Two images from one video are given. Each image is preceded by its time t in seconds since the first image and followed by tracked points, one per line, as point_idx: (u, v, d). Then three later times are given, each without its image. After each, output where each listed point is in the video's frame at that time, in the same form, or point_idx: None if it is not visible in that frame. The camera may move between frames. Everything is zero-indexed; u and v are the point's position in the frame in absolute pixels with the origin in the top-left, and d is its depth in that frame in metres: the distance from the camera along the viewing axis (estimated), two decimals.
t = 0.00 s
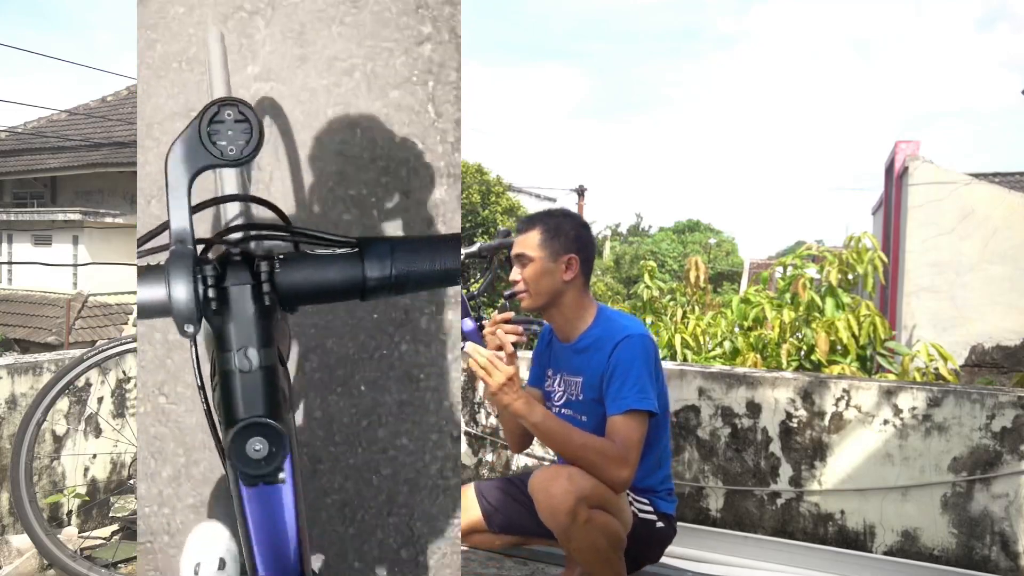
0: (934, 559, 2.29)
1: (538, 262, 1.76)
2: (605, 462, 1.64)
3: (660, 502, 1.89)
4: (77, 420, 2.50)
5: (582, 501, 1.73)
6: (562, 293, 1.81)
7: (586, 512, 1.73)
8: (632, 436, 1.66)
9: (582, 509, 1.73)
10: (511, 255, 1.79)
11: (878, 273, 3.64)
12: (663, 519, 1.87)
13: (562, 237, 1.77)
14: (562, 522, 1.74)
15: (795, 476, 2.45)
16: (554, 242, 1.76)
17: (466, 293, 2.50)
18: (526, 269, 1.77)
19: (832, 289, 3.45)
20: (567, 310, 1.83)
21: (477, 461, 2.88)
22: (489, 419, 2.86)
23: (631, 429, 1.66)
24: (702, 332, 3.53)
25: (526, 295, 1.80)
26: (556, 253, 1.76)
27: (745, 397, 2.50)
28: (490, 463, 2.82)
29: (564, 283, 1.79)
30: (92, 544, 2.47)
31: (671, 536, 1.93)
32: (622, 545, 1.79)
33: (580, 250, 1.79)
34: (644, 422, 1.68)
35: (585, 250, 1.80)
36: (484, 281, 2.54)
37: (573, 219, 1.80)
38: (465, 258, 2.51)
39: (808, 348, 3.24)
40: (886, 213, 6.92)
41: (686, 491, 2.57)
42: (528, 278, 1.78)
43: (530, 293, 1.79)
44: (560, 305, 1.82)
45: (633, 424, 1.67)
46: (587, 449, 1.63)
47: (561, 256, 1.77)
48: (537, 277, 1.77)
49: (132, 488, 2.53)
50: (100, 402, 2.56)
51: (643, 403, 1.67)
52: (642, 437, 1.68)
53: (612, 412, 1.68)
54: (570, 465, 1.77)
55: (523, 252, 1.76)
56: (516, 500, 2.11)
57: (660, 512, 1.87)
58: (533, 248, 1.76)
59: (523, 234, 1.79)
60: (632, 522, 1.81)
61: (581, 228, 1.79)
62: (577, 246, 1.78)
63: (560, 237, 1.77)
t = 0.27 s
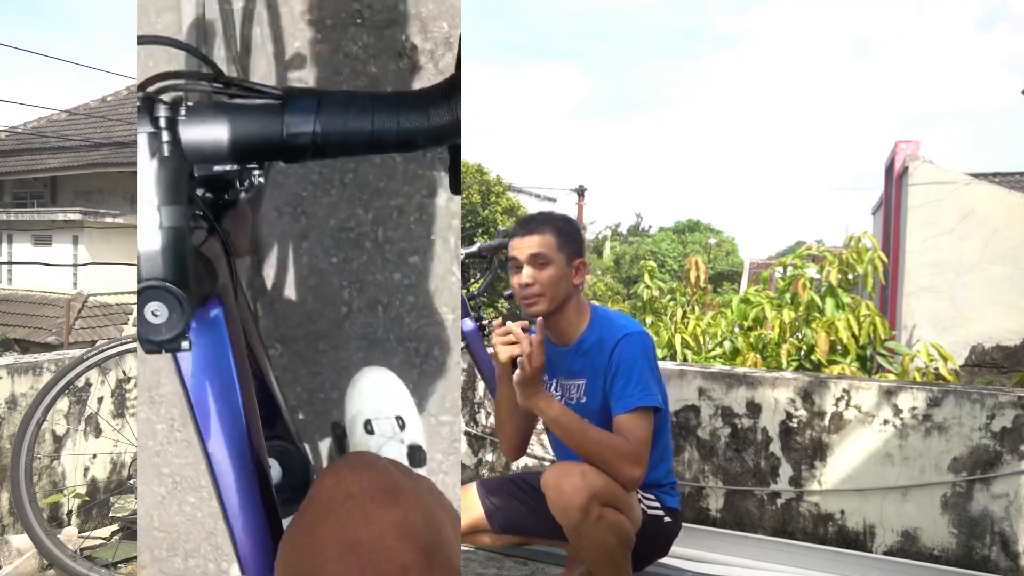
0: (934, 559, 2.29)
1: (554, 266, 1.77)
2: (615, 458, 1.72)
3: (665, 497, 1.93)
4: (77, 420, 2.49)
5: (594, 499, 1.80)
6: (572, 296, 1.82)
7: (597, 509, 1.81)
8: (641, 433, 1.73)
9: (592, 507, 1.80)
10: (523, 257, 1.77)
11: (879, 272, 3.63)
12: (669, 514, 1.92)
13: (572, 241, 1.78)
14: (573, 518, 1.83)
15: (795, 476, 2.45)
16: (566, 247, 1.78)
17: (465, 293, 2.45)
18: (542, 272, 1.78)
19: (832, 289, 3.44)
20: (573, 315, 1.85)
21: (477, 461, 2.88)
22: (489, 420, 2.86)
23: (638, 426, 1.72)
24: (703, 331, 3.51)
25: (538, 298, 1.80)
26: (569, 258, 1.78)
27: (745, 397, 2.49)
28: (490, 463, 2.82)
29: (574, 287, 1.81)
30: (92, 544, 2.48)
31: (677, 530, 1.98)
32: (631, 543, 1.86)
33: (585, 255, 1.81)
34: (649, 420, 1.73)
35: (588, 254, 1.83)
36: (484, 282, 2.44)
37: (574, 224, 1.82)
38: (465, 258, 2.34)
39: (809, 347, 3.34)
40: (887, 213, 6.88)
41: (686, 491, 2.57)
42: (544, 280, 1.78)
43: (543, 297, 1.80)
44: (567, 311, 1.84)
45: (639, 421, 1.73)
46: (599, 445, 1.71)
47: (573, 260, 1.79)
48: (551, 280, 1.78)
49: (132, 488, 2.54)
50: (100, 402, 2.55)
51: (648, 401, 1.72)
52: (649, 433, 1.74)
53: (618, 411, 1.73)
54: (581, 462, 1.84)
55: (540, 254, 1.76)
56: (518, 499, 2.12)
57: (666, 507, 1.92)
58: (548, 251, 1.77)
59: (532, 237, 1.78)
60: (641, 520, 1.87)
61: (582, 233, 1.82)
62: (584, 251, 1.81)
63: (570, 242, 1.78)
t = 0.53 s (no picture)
0: (934, 559, 2.29)
1: (547, 274, 1.76)
2: (634, 458, 1.73)
3: (671, 492, 1.96)
4: (77, 420, 2.49)
5: (612, 498, 1.79)
6: (565, 301, 1.81)
7: (615, 508, 1.80)
8: (654, 429, 1.74)
9: (611, 505, 1.79)
10: (515, 267, 1.75)
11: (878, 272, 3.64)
12: (676, 508, 1.95)
13: (564, 247, 1.77)
14: (591, 515, 1.81)
15: (795, 476, 2.45)
16: (558, 253, 1.76)
17: (465, 293, 2.49)
18: (535, 281, 1.76)
19: (832, 289, 3.45)
20: (567, 320, 1.85)
21: (477, 461, 2.88)
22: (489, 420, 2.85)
23: (651, 424, 1.74)
24: (703, 331, 3.53)
25: (532, 307, 1.79)
26: (562, 264, 1.77)
27: (745, 397, 2.50)
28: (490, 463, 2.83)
29: (567, 293, 1.80)
30: (93, 544, 2.48)
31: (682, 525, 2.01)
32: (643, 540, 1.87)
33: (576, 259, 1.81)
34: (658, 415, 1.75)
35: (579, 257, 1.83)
36: (484, 281, 2.51)
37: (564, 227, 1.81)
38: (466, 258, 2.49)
39: (808, 348, 3.29)
40: (888, 212, 6.86)
41: (686, 491, 2.58)
42: (537, 290, 1.77)
43: (537, 306, 1.78)
44: (561, 316, 1.83)
45: (651, 417, 1.74)
46: (617, 446, 1.71)
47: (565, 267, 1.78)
48: (545, 288, 1.77)
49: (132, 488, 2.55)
50: (100, 402, 2.54)
51: (658, 395, 1.73)
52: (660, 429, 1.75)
53: (628, 409, 1.73)
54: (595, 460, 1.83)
55: (532, 265, 1.74)
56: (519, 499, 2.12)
57: (672, 502, 1.95)
58: (540, 260, 1.75)
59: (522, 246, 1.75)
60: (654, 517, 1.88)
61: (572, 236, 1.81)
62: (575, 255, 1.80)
63: (562, 247, 1.77)
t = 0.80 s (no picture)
0: (934, 558, 2.30)
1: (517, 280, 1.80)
2: (639, 457, 1.74)
3: (675, 493, 1.98)
4: (77, 420, 2.48)
5: (619, 502, 1.79)
6: (544, 305, 1.84)
7: (622, 512, 1.80)
8: (656, 428, 1.76)
9: (618, 510, 1.79)
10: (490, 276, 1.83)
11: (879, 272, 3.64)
12: (680, 508, 1.97)
13: (538, 253, 1.81)
14: (597, 519, 1.81)
15: (795, 476, 2.45)
16: (529, 258, 1.81)
17: (465, 293, 2.48)
18: (505, 289, 1.81)
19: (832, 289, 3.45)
20: (551, 323, 1.86)
21: (476, 461, 2.88)
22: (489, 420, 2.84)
23: (654, 422, 1.75)
24: (703, 331, 3.47)
25: (509, 313, 1.84)
26: (533, 269, 1.80)
27: (745, 397, 2.50)
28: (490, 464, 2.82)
29: (545, 296, 1.83)
30: (93, 544, 2.49)
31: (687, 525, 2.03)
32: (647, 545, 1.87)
33: (554, 263, 1.83)
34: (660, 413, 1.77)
35: (560, 261, 1.84)
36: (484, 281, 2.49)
37: (541, 232, 1.84)
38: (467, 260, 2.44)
39: (808, 348, 3.39)
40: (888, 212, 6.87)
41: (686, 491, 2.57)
42: (508, 297, 1.81)
43: (512, 311, 1.83)
44: (543, 320, 1.85)
45: (654, 415, 1.76)
46: (624, 449, 1.73)
47: (539, 272, 1.81)
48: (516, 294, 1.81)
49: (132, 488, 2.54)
50: (100, 401, 2.51)
51: (656, 394, 1.75)
52: (660, 426, 1.77)
53: (628, 410, 1.76)
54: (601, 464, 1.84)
55: (502, 274, 1.80)
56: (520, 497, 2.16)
57: (676, 502, 1.97)
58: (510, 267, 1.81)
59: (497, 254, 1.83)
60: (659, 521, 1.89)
61: (551, 240, 1.83)
62: (551, 260, 1.82)
63: (534, 253, 1.81)
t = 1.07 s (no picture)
0: (934, 559, 2.29)
1: (497, 286, 1.78)
2: (627, 468, 1.65)
3: (675, 500, 1.90)
4: (77, 420, 2.50)
5: (607, 516, 1.72)
6: (527, 311, 1.79)
7: (610, 526, 1.72)
8: (645, 434, 1.67)
9: (606, 524, 1.72)
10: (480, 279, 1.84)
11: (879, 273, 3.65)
12: (680, 517, 1.89)
13: (519, 258, 1.77)
14: (585, 534, 1.74)
15: (795, 476, 2.45)
16: (510, 263, 1.78)
17: (465, 292, 2.50)
18: (489, 293, 1.80)
19: (832, 289, 3.46)
20: (539, 328, 1.82)
21: (477, 461, 2.88)
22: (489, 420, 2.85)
23: (643, 427, 1.66)
24: (702, 332, 3.53)
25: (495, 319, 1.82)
26: (512, 274, 1.77)
27: (745, 397, 2.50)
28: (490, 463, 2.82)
29: (525, 302, 1.78)
30: (92, 544, 2.48)
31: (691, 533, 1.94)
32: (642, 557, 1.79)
33: (537, 268, 1.77)
34: (649, 419, 1.68)
35: (544, 265, 1.77)
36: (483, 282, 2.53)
37: (531, 236, 1.80)
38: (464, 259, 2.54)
39: (808, 348, 3.22)
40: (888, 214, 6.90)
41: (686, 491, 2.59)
42: (492, 302, 1.81)
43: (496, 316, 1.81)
44: (530, 326, 1.81)
45: (642, 421, 1.66)
46: (611, 462, 1.65)
47: (518, 278, 1.77)
48: (499, 300, 1.79)
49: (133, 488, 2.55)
50: (100, 402, 2.57)
51: (641, 399, 1.66)
52: (649, 432, 1.68)
53: (613, 415, 1.67)
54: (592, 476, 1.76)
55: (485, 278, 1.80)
56: (529, 494, 2.11)
57: (676, 511, 1.89)
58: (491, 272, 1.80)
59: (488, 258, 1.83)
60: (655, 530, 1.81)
61: (536, 245, 1.78)
62: (533, 264, 1.77)
63: (515, 258, 1.77)
